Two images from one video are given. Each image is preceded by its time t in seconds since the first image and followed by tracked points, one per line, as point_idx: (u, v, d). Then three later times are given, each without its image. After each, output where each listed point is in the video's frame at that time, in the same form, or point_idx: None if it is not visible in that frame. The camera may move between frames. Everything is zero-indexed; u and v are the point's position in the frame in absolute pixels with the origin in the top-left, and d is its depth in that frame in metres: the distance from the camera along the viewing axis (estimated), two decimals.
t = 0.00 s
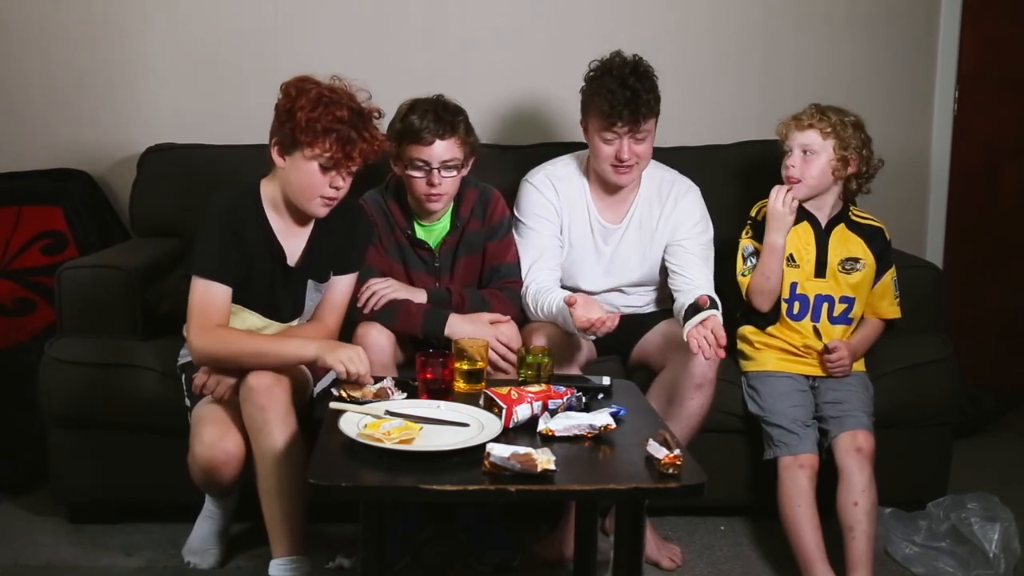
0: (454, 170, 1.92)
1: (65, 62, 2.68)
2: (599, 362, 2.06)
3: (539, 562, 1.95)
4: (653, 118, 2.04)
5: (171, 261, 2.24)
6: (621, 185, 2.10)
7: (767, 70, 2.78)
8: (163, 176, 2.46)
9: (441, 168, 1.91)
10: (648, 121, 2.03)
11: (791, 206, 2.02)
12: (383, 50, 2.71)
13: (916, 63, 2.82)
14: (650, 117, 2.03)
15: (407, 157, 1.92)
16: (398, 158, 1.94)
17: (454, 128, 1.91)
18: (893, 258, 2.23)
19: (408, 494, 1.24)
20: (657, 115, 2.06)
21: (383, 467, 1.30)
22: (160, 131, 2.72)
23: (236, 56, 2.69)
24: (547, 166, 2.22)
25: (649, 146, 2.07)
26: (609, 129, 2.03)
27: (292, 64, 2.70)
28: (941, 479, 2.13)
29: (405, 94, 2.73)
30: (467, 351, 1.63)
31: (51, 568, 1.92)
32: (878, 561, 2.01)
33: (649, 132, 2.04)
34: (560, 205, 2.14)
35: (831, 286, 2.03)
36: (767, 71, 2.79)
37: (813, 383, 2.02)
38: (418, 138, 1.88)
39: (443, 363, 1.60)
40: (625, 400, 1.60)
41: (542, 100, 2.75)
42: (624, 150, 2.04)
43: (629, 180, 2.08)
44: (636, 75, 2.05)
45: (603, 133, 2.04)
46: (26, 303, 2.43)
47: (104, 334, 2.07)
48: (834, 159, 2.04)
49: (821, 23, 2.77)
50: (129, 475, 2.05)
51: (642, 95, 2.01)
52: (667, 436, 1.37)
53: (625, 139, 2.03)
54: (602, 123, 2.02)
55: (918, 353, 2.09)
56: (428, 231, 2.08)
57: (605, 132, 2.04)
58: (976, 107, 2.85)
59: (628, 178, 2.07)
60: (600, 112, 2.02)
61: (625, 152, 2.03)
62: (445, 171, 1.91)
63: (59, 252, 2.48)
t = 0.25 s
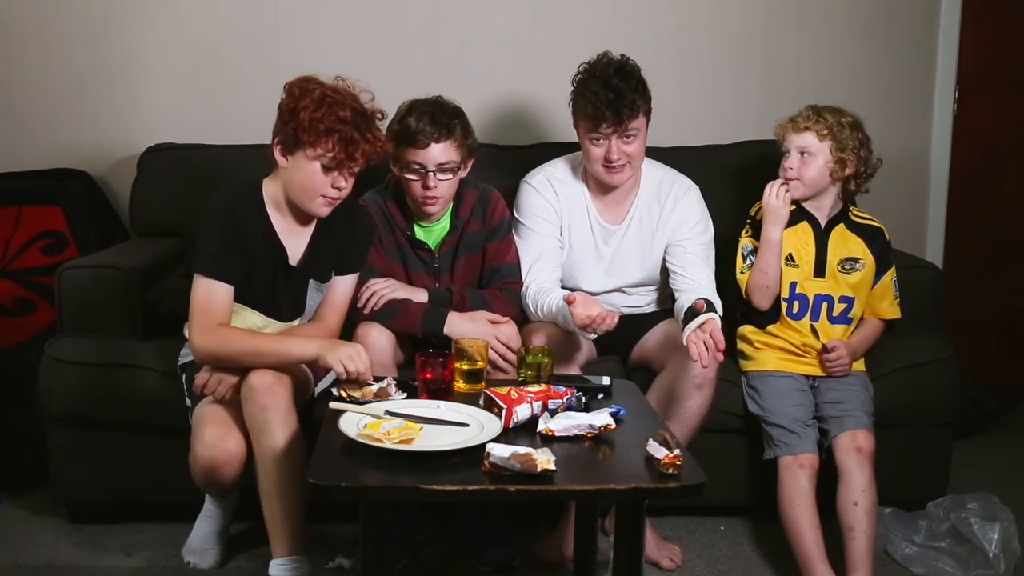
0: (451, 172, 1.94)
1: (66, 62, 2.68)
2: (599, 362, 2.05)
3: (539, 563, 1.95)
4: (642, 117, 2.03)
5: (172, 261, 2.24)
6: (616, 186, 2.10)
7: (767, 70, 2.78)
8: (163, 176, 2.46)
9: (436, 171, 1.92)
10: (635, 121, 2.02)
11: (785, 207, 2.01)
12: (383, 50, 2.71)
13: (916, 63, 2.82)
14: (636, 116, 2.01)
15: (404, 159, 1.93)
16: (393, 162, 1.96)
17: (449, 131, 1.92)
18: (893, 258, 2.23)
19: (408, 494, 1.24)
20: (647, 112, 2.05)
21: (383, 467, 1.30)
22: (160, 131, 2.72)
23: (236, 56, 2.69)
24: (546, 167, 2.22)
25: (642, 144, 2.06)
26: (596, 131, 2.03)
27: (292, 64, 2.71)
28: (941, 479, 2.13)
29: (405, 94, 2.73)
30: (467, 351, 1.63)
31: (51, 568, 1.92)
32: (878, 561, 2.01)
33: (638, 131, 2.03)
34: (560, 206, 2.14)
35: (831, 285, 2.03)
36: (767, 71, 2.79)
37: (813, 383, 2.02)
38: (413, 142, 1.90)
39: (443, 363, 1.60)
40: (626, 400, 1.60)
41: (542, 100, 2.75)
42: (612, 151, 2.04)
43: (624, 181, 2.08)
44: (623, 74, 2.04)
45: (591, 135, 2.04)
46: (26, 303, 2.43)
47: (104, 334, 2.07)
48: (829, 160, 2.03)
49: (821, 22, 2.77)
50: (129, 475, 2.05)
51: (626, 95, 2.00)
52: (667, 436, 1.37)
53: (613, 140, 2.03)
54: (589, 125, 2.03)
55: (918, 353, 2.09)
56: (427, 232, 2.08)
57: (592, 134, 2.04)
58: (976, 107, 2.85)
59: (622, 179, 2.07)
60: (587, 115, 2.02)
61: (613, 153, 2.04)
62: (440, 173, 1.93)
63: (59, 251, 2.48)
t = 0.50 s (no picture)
0: (453, 172, 1.93)
1: (66, 62, 2.68)
2: (600, 362, 2.05)
3: (539, 563, 1.95)
4: (630, 109, 2.04)
5: (172, 261, 2.24)
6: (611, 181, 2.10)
7: (767, 70, 2.79)
8: (163, 176, 2.46)
9: (439, 170, 1.91)
10: (623, 113, 2.03)
11: (784, 205, 2.01)
12: (383, 50, 2.71)
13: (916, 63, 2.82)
14: (623, 109, 2.02)
15: (406, 159, 1.92)
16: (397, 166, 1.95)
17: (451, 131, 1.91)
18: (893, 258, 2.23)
19: (408, 494, 1.24)
20: (635, 105, 2.05)
21: (383, 467, 1.30)
22: (160, 131, 2.72)
23: (236, 56, 2.69)
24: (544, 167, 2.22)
25: (631, 137, 2.07)
26: (584, 125, 2.04)
27: (292, 64, 2.71)
28: (941, 479, 2.13)
29: (405, 94, 2.73)
30: (467, 351, 1.63)
31: (51, 568, 1.92)
32: (877, 561, 2.02)
33: (627, 123, 2.04)
34: (559, 206, 2.15)
35: (830, 285, 2.03)
36: (767, 71, 2.79)
37: (814, 382, 2.03)
38: (415, 142, 1.89)
39: (443, 363, 1.60)
40: (626, 400, 1.60)
41: (542, 100, 2.75)
42: (602, 145, 2.04)
43: (616, 175, 2.08)
44: (607, 69, 2.05)
45: (581, 130, 2.05)
46: (26, 303, 2.43)
47: (104, 334, 2.07)
48: (827, 160, 2.03)
49: (821, 22, 2.77)
50: (129, 475, 2.05)
51: (612, 87, 2.02)
52: (667, 436, 1.37)
53: (602, 134, 2.04)
54: (577, 120, 2.04)
55: (918, 353, 2.09)
56: (429, 232, 2.08)
57: (582, 129, 2.05)
58: (976, 106, 2.85)
59: (614, 174, 2.08)
60: (574, 109, 2.04)
61: (602, 147, 2.04)
62: (440, 171, 1.91)
63: (59, 252, 2.48)
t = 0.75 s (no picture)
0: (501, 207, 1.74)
1: (66, 62, 2.68)
2: (600, 362, 2.05)
3: (539, 563, 1.96)
4: (625, 95, 2.11)
5: (172, 261, 2.24)
6: (611, 167, 2.15)
7: (767, 70, 2.79)
8: (163, 177, 2.46)
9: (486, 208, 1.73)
10: (614, 98, 2.10)
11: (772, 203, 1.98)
12: (383, 50, 2.71)
13: (918, 62, 2.82)
14: (614, 94, 2.10)
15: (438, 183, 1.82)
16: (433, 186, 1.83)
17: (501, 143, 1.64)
18: (893, 258, 2.23)
19: (408, 494, 1.24)
20: (631, 93, 2.12)
21: (383, 467, 1.30)
22: (160, 131, 2.72)
23: (236, 56, 2.69)
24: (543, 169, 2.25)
25: (627, 128, 2.12)
26: (582, 113, 2.14)
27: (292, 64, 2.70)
28: (941, 478, 2.13)
29: (405, 93, 2.73)
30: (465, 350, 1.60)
31: (51, 569, 1.92)
32: (877, 561, 2.02)
33: (621, 109, 2.11)
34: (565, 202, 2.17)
35: (828, 287, 2.03)
36: (766, 71, 2.79)
37: (813, 382, 2.02)
38: (473, 163, 1.63)
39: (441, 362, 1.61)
40: (626, 400, 1.60)
41: (542, 99, 2.75)
42: (595, 129, 2.12)
43: (609, 162, 2.13)
44: (614, 62, 2.15)
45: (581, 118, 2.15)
46: (26, 303, 2.42)
47: (104, 334, 2.07)
48: (820, 162, 2.02)
49: (820, 21, 2.76)
50: (128, 475, 2.05)
51: (607, 76, 2.12)
52: (667, 435, 1.37)
53: (597, 119, 2.12)
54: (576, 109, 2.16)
55: (918, 353, 2.09)
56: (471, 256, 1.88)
57: (582, 116, 2.15)
58: (976, 106, 2.85)
59: (607, 160, 2.13)
60: (574, 98, 2.16)
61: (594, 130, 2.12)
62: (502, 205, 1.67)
63: (59, 252, 2.47)
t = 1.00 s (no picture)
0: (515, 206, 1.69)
1: (66, 62, 2.68)
2: (601, 362, 2.05)
3: (539, 563, 1.96)
4: (618, 105, 2.08)
5: (172, 261, 2.24)
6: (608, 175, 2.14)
7: (767, 70, 2.79)
8: (163, 176, 2.46)
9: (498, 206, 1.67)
10: (608, 109, 2.07)
11: (769, 205, 1.96)
12: (383, 49, 2.71)
13: (918, 62, 2.82)
14: (606, 105, 2.07)
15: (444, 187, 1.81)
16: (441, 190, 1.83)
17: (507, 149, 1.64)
18: (893, 258, 2.23)
19: (408, 494, 1.24)
20: (624, 101, 2.09)
21: (383, 467, 1.30)
22: (160, 131, 2.72)
23: (235, 56, 2.69)
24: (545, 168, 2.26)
25: (623, 137, 2.09)
26: (576, 124, 2.12)
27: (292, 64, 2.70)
28: (941, 478, 2.13)
29: (405, 93, 2.73)
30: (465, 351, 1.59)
31: (51, 569, 1.92)
32: (877, 561, 2.02)
33: (615, 119, 2.08)
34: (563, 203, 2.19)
35: (828, 287, 2.03)
36: (766, 70, 2.79)
37: (813, 382, 2.02)
38: (481, 170, 1.62)
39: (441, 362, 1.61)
40: (625, 400, 1.60)
41: (541, 99, 2.75)
42: (590, 140, 2.09)
43: (606, 171, 2.11)
44: (606, 70, 2.12)
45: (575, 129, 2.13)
46: (26, 303, 2.42)
47: (104, 334, 2.07)
48: (826, 162, 2.02)
49: (820, 21, 2.76)
50: (129, 475, 2.05)
51: (599, 86, 2.08)
52: (667, 435, 1.37)
53: (590, 130, 2.09)
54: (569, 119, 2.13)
55: (918, 353, 2.09)
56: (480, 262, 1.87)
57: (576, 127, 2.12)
58: (976, 106, 2.84)
59: (605, 168, 2.11)
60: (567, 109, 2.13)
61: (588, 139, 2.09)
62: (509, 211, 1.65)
63: (59, 252, 2.47)
